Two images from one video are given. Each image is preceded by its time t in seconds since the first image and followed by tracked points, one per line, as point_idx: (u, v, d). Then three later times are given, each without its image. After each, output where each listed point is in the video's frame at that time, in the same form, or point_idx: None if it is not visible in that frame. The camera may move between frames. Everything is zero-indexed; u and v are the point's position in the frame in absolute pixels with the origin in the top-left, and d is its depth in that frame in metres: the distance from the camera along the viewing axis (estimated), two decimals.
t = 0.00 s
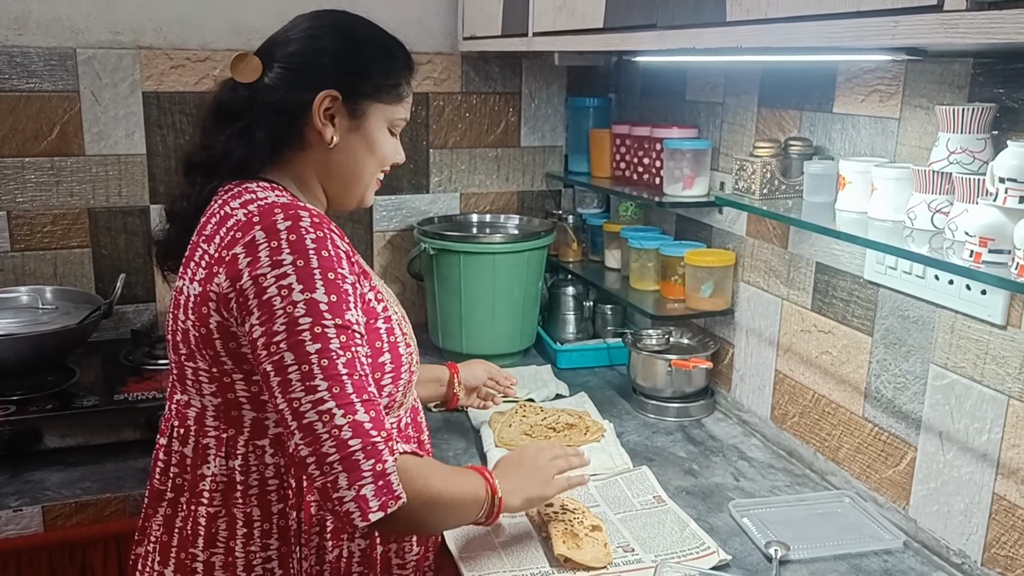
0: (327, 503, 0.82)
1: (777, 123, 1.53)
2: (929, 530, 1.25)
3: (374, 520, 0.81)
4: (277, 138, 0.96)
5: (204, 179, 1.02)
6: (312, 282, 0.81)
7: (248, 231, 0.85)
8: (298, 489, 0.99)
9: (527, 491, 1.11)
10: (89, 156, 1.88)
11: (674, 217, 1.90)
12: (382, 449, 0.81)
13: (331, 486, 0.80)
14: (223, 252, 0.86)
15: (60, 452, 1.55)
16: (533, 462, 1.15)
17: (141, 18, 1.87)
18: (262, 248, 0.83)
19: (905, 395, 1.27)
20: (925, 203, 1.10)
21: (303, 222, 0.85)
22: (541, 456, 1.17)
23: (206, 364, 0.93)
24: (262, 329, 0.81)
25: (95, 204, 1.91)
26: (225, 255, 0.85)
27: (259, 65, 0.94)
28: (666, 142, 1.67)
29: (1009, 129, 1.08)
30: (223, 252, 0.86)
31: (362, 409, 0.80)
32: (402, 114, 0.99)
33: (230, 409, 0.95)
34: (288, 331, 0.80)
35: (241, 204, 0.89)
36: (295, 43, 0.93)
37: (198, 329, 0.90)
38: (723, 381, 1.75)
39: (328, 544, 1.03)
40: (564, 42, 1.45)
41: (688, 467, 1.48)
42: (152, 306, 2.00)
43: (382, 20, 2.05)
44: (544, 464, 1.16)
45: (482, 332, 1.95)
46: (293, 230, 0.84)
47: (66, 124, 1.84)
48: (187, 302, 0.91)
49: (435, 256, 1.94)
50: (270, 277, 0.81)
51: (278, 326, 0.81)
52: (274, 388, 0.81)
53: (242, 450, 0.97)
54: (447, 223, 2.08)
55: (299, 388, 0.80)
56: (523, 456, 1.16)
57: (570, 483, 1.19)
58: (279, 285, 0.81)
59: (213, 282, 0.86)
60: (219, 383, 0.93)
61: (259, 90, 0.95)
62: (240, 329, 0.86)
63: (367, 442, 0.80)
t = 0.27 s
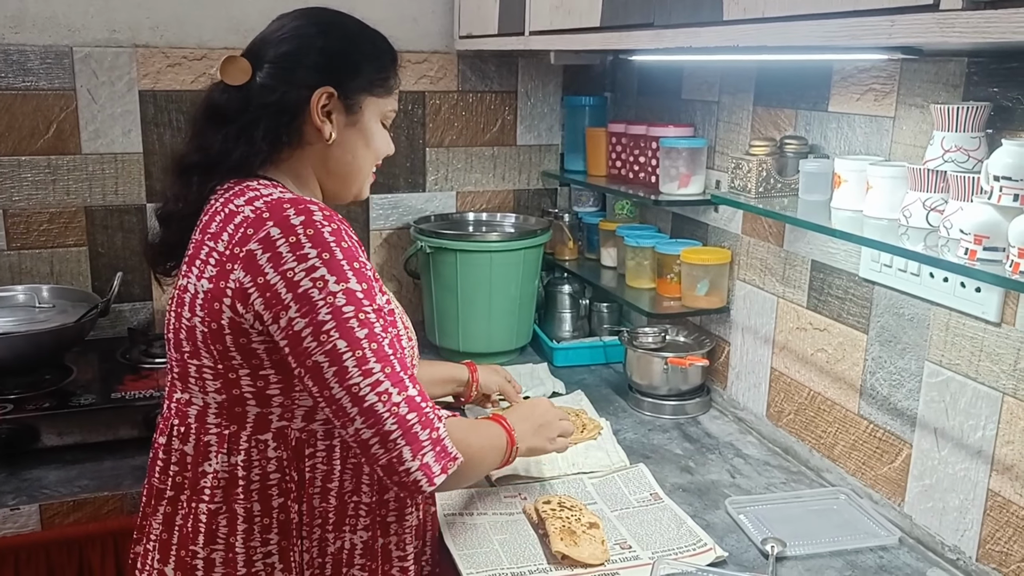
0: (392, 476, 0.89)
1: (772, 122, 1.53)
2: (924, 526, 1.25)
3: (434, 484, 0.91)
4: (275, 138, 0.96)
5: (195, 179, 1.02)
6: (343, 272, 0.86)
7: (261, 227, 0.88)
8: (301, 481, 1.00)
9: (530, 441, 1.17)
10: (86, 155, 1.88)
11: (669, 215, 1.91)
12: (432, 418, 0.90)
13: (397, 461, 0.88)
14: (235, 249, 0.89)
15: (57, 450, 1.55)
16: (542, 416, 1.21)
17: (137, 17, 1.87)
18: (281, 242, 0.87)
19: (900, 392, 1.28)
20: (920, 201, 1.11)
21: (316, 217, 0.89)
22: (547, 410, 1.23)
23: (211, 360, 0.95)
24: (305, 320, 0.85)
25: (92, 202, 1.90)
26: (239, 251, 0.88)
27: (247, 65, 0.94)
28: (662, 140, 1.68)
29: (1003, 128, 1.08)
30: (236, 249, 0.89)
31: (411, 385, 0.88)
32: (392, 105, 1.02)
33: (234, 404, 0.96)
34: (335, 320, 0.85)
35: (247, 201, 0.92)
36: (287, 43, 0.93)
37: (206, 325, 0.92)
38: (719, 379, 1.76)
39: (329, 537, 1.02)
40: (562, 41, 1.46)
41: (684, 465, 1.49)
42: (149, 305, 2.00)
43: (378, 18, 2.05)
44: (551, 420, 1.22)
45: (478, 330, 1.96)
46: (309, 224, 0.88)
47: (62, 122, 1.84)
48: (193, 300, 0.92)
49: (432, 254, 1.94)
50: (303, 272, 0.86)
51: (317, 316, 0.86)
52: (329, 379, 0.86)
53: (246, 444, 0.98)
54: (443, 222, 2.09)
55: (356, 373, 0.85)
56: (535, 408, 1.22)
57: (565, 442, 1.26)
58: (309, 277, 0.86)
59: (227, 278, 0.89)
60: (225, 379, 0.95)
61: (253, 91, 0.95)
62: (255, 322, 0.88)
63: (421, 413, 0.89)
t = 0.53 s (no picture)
0: (413, 462, 0.90)
1: (771, 120, 1.54)
2: (923, 521, 1.26)
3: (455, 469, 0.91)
4: (278, 136, 0.97)
5: (196, 179, 1.03)
6: (360, 262, 0.87)
7: (277, 219, 0.88)
8: (317, 471, 1.01)
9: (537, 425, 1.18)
10: (85, 152, 1.88)
11: (668, 213, 1.91)
12: (449, 403, 0.90)
13: (416, 446, 0.88)
14: (252, 241, 0.89)
15: (57, 448, 1.55)
16: (546, 401, 1.23)
17: (137, 14, 1.87)
18: (298, 234, 0.87)
19: (899, 388, 1.29)
20: (919, 198, 1.12)
21: (331, 208, 0.89)
22: (551, 394, 1.24)
23: (227, 353, 0.95)
24: (325, 309, 0.86)
25: (91, 201, 1.91)
26: (256, 243, 0.89)
27: (249, 64, 0.95)
28: (661, 138, 1.68)
29: (1001, 125, 1.09)
30: (253, 241, 0.89)
31: (428, 370, 0.89)
32: (393, 97, 1.03)
33: (250, 397, 0.97)
34: (355, 308, 0.85)
35: (261, 194, 0.92)
36: (286, 42, 0.94)
37: (223, 317, 0.92)
38: (719, 376, 1.76)
39: (345, 525, 1.04)
40: (561, 39, 1.46)
41: (684, 461, 1.49)
42: (148, 303, 2.01)
43: (377, 16, 2.05)
44: (553, 405, 1.23)
45: (478, 327, 1.96)
46: (324, 215, 0.88)
47: (61, 120, 1.84)
48: (209, 293, 0.93)
49: (432, 252, 1.94)
50: (321, 262, 0.86)
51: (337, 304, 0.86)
52: (348, 367, 0.86)
53: (262, 436, 0.98)
54: (442, 219, 2.09)
55: (376, 360, 0.86)
56: (539, 393, 1.23)
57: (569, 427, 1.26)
58: (328, 267, 0.86)
59: (246, 270, 0.89)
60: (240, 371, 0.96)
61: (257, 90, 0.95)
62: (274, 313, 0.89)
63: (438, 399, 0.89)
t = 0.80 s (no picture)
0: (430, 448, 0.89)
1: (768, 116, 1.54)
2: (919, 517, 1.27)
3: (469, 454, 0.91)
4: (280, 132, 0.97)
5: (206, 173, 1.03)
6: (377, 253, 0.87)
7: (292, 212, 0.88)
8: (325, 464, 1.01)
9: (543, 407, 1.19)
10: (82, 149, 1.87)
11: (665, 209, 1.91)
12: (463, 391, 0.90)
13: (433, 433, 0.88)
14: (267, 234, 0.89)
15: (54, 444, 1.55)
16: (557, 384, 1.22)
17: (134, 10, 1.87)
18: (314, 226, 0.87)
19: (896, 384, 1.29)
20: (916, 195, 1.12)
21: (346, 202, 0.89)
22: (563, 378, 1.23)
23: (238, 346, 0.95)
24: (344, 300, 0.85)
25: (87, 197, 1.90)
26: (271, 236, 0.89)
27: (257, 60, 0.96)
28: (658, 134, 1.68)
29: (998, 122, 1.09)
30: (268, 234, 0.89)
31: (442, 358, 0.88)
32: (398, 98, 1.02)
33: (260, 390, 0.97)
34: (374, 298, 0.85)
35: (273, 187, 0.92)
36: (295, 38, 0.94)
37: (235, 309, 0.92)
38: (716, 372, 1.76)
39: (350, 518, 1.04)
40: (558, 35, 1.46)
41: (681, 457, 1.50)
42: (145, 299, 2.00)
43: (374, 12, 2.05)
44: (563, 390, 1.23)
45: (476, 323, 1.96)
46: (339, 209, 0.88)
47: (58, 116, 1.84)
48: (220, 286, 0.92)
49: (429, 248, 1.94)
50: (339, 253, 0.86)
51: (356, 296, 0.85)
52: (369, 357, 0.85)
53: (270, 429, 0.98)
54: (439, 216, 2.09)
55: (396, 349, 0.85)
56: (553, 373, 1.23)
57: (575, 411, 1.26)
58: (346, 259, 0.86)
59: (260, 262, 0.89)
60: (251, 364, 0.96)
61: (264, 85, 0.96)
62: (289, 305, 0.89)
63: (454, 388, 0.89)
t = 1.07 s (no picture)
0: (408, 453, 0.88)
1: (761, 114, 1.54)
2: (912, 513, 1.27)
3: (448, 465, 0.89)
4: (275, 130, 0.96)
5: (203, 171, 1.03)
6: (369, 253, 0.86)
7: (288, 208, 0.88)
8: (324, 461, 1.01)
9: (539, 421, 1.18)
10: (74, 146, 1.86)
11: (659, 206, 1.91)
12: (446, 398, 0.89)
13: (410, 438, 0.87)
14: (262, 230, 0.89)
15: (47, 443, 1.54)
16: (556, 399, 1.22)
17: (125, 7, 1.86)
18: (309, 223, 0.87)
19: (889, 381, 1.29)
20: (910, 192, 1.12)
21: (342, 199, 0.89)
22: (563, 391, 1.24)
23: (235, 342, 0.95)
24: (334, 298, 0.85)
25: (79, 194, 1.89)
26: (267, 232, 0.89)
27: (249, 64, 0.95)
28: (652, 131, 1.68)
29: (991, 120, 1.09)
30: (264, 230, 0.89)
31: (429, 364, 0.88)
32: (392, 88, 1.02)
33: (257, 386, 0.97)
34: (362, 298, 0.85)
35: (270, 183, 0.91)
36: (287, 38, 0.93)
37: (232, 305, 0.92)
38: (710, 369, 1.77)
39: (350, 515, 1.04)
40: (552, 32, 1.46)
41: (675, 454, 1.50)
42: (138, 297, 2.00)
43: (367, 9, 2.04)
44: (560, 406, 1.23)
45: (469, 320, 1.96)
46: (335, 206, 0.88)
47: (50, 113, 1.83)
48: (217, 281, 0.92)
49: (422, 245, 1.94)
50: (330, 251, 0.86)
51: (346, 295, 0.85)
52: (350, 359, 0.85)
53: (269, 425, 0.98)
54: (433, 213, 2.09)
55: (379, 351, 0.84)
56: (552, 387, 1.23)
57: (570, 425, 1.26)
58: (338, 257, 0.85)
59: (256, 258, 0.89)
60: (248, 360, 0.95)
61: (260, 88, 0.95)
62: (285, 301, 0.89)
63: (437, 394, 0.87)
